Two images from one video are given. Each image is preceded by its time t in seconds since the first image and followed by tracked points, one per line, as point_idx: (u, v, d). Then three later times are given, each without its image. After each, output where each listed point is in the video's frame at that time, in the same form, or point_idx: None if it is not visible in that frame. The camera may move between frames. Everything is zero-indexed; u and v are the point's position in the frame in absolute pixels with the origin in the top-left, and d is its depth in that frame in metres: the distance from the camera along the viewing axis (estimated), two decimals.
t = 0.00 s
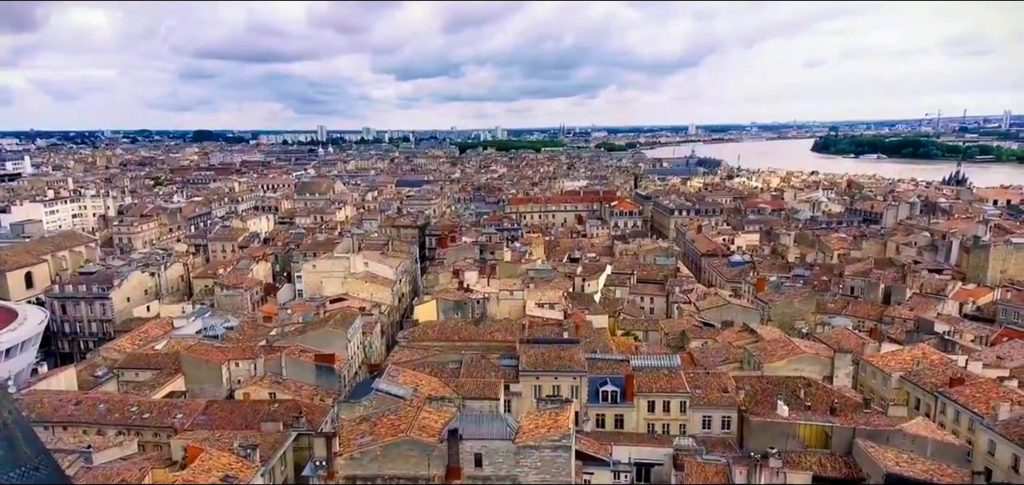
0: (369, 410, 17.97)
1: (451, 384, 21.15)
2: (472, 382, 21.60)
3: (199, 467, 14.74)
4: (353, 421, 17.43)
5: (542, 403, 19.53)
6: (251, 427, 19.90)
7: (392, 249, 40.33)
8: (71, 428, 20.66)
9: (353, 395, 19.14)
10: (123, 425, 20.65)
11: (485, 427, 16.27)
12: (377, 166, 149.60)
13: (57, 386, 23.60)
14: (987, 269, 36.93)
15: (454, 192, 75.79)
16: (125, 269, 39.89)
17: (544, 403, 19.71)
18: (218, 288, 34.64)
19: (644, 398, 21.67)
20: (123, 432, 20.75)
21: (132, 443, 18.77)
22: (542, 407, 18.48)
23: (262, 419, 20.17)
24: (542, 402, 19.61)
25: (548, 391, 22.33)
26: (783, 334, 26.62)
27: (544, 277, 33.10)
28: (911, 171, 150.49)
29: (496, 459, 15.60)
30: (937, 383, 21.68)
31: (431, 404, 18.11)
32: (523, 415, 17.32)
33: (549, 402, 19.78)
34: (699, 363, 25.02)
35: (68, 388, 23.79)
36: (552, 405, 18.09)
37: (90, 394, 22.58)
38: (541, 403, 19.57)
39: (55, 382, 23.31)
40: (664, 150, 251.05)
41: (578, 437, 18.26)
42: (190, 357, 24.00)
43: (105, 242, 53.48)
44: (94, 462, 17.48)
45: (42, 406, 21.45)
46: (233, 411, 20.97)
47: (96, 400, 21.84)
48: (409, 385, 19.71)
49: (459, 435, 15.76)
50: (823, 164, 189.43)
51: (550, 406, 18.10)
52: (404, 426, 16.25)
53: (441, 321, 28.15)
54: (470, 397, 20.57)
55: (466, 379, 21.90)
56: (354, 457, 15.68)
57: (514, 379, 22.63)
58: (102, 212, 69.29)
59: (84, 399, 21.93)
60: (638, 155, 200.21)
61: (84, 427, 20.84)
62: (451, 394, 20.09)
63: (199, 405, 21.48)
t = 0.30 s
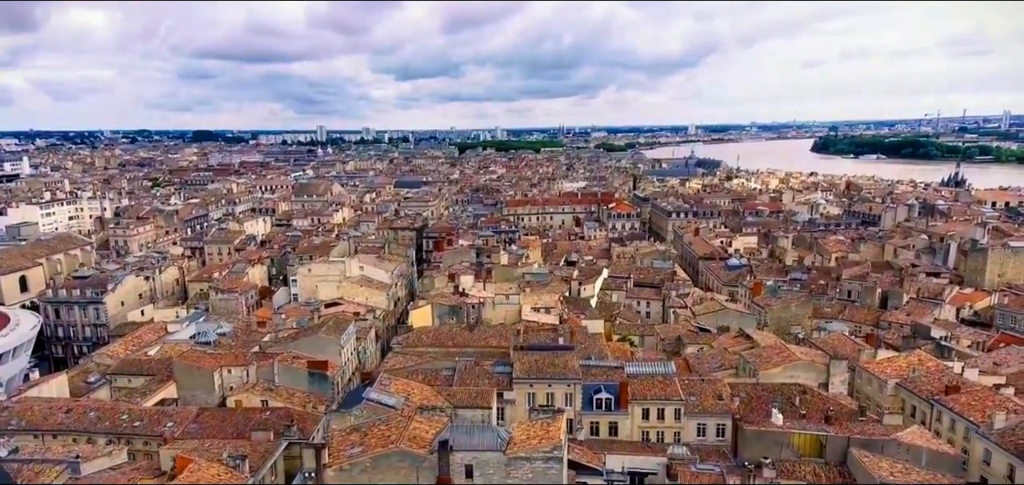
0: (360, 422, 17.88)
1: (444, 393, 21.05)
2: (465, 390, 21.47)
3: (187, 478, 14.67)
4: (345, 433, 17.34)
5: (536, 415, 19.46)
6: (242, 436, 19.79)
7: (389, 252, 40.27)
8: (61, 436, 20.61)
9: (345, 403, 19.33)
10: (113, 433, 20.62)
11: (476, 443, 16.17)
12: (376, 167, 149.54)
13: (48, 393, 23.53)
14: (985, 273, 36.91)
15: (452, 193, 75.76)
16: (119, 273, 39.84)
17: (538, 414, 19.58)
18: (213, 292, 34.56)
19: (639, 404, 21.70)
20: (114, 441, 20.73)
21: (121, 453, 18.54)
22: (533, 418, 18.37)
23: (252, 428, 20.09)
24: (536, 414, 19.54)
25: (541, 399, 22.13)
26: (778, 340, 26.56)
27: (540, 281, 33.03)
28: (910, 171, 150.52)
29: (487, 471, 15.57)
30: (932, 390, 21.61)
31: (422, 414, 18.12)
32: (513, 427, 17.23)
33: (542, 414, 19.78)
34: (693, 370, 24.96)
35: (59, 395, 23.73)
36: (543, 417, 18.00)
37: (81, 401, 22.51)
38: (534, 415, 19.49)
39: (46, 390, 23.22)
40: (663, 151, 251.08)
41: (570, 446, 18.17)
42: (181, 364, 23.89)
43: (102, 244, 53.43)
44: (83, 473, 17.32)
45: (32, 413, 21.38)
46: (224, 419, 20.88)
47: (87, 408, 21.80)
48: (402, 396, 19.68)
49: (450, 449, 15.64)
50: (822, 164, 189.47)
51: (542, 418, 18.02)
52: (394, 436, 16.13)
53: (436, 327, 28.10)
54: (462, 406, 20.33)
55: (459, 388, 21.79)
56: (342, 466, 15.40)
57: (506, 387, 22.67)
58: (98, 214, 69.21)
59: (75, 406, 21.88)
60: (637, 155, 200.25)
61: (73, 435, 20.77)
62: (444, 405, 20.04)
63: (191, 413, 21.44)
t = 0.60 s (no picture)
0: (351, 432, 17.79)
1: (437, 402, 20.90)
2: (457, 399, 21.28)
3: None
4: (336, 443, 17.26)
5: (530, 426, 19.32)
6: (231, 445, 19.70)
7: (385, 256, 40.19)
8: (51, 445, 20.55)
9: (336, 415, 19.48)
10: (103, 442, 20.58)
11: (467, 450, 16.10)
12: (374, 167, 149.38)
13: (39, 400, 23.43)
14: (983, 278, 36.86)
15: (451, 195, 75.74)
16: (114, 277, 39.75)
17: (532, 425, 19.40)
18: (208, 297, 34.46)
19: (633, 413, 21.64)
20: (103, 449, 20.69)
21: (109, 463, 18.33)
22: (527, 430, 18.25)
23: (242, 437, 19.99)
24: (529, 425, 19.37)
25: (535, 408, 22.04)
26: (773, 347, 26.48)
27: (537, 285, 32.96)
28: (909, 173, 150.52)
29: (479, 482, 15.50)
30: (928, 398, 21.52)
31: (412, 423, 18.06)
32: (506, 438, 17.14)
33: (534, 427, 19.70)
34: (688, 377, 24.89)
35: (50, 402, 23.64)
36: (536, 428, 17.93)
37: (71, 409, 22.44)
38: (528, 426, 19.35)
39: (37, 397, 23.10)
40: (662, 152, 251.20)
41: (563, 456, 18.08)
42: (172, 371, 23.77)
43: (98, 247, 53.32)
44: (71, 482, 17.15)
45: (21, 422, 21.31)
46: (215, 427, 20.75)
47: (77, 416, 21.73)
48: (393, 407, 19.59)
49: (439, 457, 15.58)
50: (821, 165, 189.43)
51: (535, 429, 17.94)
52: (384, 448, 16.04)
53: (431, 333, 28.02)
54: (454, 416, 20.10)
55: (452, 397, 21.66)
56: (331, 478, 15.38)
57: (499, 393, 22.60)
58: (95, 216, 69.11)
59: (64, 414, 21.81)
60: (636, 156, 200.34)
61: (63, 443, 20.72)
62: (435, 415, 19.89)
63: (181, 421, 21.36)
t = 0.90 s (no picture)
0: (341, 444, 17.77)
1: (429, 412, 20.93)
2: (449, 408, 21.38)
3: None
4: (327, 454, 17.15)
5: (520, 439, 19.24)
6: (221, 455, 19.59)
7: (381, 259, 40.08)
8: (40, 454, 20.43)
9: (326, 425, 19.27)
10: (93, 451, 20.50)
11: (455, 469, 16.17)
12: (373, 168, 149.26)
13: (30, 407, 23.35)
14: (981, 281, 36.80)
15: (449, 196, 75.64)
16: (108, 281, 39.67)
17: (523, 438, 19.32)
18: (202, 301, 34.36)
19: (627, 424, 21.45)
20: (93, 458, 20.57)
21: (98, 472, 17.97)
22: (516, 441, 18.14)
23: (233, 446, 19.95)
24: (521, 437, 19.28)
25: (529, 416, 22.08)
26: (769, 353, 26.40)
27: (533, 290, 32.88)
28: (908, 173, 150.46)
29: None
30: (924, 406, 21.42)
31: (403, 434, 18.03)
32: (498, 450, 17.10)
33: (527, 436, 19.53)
34: (682, 383, 24.83)
35: (41, 409, 23.55)
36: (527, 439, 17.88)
37: (62, 417, 22.36)
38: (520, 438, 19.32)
39: (27, 404, 23.01)
40: (662, 152, 251.14)
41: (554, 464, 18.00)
42: (164, 378, 23.68)
43: (94, 249, 53.22)
44: None
45: (11, 430, 21.19)
46: (206, 436, 20.76)
47: (68, 424, 21.64)
48: (385, 417, 19.54)
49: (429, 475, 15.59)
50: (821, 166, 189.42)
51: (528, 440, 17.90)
52: (374, 459, 16.01)
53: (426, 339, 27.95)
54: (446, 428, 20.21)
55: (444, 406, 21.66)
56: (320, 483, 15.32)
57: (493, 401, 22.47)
58: (92, 218, 69.04)
59: (54, 422, 21.72)
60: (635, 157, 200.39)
61: (53, 452, 20.62)
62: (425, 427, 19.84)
63: (172, 429, 21.32)
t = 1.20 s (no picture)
0: (334, 453, 17.73)
1: (421, 422, 20.90)
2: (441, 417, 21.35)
3: None
4: (317, 465, 17.04)
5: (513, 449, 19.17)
6: (211, 465, 19.62)
7: (378, 263, 40.01)
8: (28, 463, 20.33)
9: (315, 436, 19.14)
10: (82, 459, 20.34)
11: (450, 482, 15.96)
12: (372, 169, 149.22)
13: (20, 415, 23.25)
14: (978, 285, 36.75)
15: (447, 197, 75.60)
16: (102, 285, 39.60)
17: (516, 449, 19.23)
18: (197, 306, 34.28)
19: (620, 432, 21.29)
20: (83, 468, 20.42)
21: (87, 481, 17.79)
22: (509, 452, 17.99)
23: (223, 456, 19.92)
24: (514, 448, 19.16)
25: (522, 424, 22.06)
26: (764, 360, 26.34)
27: (530, 294, 32.82)
28: (907, 174, 150.37)
29: None
30: (920, 414, 21.35)
31: (393, 445, 18.04)
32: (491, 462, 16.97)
33: (519, 447, 19.43)
34: (677, 391, 24.78)
35: (31, 417, 23.46)
36: (520, 450, 17.77)
37: (52, 425, 22.26)
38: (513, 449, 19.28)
39: (17, 411, 22.91)
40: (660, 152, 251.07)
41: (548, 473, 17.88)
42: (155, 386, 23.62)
43: (89, 252, 53.15)
44: None
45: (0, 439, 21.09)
46: (196, 445, 20.72)
47: (57, 433, 21.54)
48: (377, 427, 19.50)
49: None
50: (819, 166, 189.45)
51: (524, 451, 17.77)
52: (363, 471, 15.89)
53: (421, 345, 27.89)
54: (438, 440, 20.24)
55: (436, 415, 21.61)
56: None
57: (487, 410, 22.45)
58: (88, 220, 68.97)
59: (44, 431, 21.63)
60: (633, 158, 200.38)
61: (42, 461, 20.51)
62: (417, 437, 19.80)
63: (162, 438, 21.24)
